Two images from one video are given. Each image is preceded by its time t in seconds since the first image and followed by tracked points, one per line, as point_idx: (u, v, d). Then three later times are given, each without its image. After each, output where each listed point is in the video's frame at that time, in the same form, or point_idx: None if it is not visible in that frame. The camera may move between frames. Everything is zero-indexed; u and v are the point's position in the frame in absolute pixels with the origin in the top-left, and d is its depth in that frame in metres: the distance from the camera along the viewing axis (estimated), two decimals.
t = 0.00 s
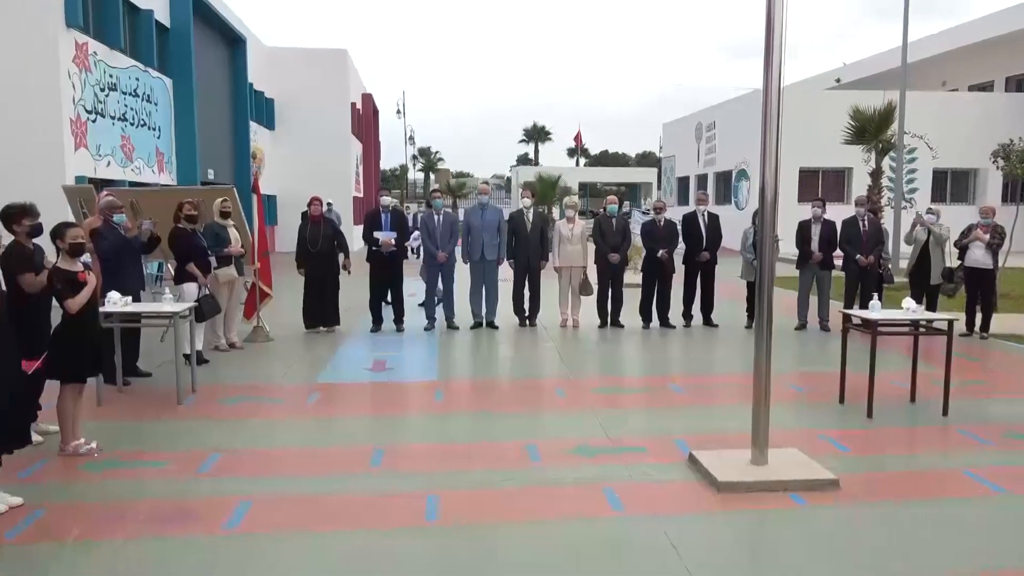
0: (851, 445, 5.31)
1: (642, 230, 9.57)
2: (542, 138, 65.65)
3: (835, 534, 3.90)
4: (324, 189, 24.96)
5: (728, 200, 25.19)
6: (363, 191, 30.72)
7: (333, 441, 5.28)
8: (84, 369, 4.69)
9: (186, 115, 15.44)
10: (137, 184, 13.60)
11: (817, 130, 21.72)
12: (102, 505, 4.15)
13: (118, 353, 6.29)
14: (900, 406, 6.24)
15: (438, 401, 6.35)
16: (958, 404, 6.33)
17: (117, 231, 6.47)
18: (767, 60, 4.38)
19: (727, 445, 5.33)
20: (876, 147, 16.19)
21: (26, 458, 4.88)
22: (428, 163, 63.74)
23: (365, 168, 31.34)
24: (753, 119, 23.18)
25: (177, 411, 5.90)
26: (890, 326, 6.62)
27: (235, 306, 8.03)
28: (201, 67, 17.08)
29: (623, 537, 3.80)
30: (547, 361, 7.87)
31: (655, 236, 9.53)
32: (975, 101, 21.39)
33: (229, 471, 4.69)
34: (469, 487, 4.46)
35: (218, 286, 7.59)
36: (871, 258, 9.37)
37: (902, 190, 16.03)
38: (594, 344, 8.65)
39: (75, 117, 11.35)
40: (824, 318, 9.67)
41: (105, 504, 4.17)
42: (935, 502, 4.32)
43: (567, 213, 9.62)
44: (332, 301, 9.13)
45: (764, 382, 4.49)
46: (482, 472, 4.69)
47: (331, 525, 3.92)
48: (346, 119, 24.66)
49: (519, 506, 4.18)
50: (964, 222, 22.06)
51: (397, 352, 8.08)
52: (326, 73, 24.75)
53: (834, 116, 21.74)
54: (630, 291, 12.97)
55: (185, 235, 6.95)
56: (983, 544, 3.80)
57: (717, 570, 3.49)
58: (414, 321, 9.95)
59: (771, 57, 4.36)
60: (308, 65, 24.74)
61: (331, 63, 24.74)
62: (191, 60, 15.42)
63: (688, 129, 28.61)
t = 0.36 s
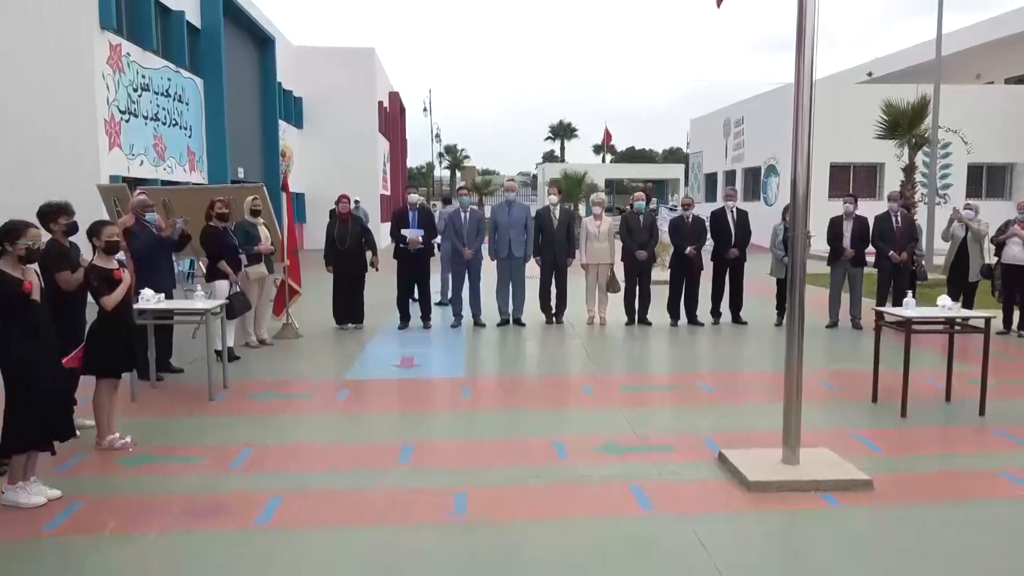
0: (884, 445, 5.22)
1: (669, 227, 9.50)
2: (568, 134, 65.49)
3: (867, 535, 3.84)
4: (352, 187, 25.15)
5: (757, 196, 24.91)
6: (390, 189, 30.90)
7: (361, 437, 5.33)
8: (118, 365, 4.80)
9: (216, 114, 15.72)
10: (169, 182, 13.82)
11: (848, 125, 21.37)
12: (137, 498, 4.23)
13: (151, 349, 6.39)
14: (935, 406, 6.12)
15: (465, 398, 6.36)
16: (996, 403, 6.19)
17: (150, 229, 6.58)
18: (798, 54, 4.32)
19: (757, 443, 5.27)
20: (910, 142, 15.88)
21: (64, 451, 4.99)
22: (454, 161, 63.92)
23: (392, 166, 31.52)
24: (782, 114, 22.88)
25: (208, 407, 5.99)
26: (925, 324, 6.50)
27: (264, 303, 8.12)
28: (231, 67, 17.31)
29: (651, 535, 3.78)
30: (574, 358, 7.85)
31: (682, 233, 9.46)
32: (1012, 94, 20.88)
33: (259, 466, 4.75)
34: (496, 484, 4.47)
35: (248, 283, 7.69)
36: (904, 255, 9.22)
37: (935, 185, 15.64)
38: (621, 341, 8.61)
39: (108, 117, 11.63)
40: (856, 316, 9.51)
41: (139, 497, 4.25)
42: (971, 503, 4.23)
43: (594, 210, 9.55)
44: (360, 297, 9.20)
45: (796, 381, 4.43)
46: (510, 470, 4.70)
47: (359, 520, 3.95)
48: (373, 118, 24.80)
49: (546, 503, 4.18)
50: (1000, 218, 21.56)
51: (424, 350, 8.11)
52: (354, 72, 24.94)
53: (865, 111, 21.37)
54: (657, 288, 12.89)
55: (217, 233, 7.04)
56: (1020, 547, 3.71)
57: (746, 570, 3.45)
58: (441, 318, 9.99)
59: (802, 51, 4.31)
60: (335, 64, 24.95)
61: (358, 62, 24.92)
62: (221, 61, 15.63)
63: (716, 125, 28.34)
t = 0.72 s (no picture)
0: (924, 444, 5.10)
1: (702, 222, 9.39)
2: (598, 130, 65.18)
3: (907, 535, 3.75)
4: (382, 185, 25.32)
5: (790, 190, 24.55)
6: (420, 186, 31.06)
7: (393, 433, 5.36)
8: (158, 361, 4.88)
9: (249, 113, 15.89)
10: (204, 181, 14.04)
11: (884, 117, 20.94)
12: (175, 491, 4.31)
13: (187, 345, 6.50)
14: (978, 405, 5.96)
15: (496, 395, 6.36)
16: None
17: (184, 229, 6.71)
18: (835, 46, 4.22)
19: (792, 442, 5.19)
20: (949, 134, 15.49)
21: (104, 445, 5.09)
22: (484, 158, 64.04)
23: (422, 164, 31.67)
24: (816, 107, 22.50)
25: (243, 402, 6.08)
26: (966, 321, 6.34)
27: (297, 300, 8.21)
28: (263, 67, 17.51)
29: (684, 533, 3.74)
30: (605, 354, 7.81)
31: (715, 228, 9.35)
32: None
33: (293, 461, 4.80)
34: (527, 481, 4.46)
35: (282, 280, 7.78)
36: (944, 249, 8.96)
37: (975, 181, 15.01)
38: (653, 338, 8.55)
39: (146, 117, 11.80)
40: (893, 312, 9.30)
41: (177, 490, 4.32)
42: (1016, 505, 4.11)
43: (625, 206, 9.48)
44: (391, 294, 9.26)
45: (833, 379, 4.35)
46: (541, 466, 4.69)
47: (392, 515, 3.97)
48: (403, 115, 24.92)
49: (578, 500, 4.17)
50: None
51: (455, 346, 8.13)
52: (384, 70, 25.08)
53: (903, 103, 20.91)
54: (689, 284, 12.78)
55: (250, 231, 7.12)
56: None
57: (781, 570, 3.40)
58: (471, 315, 10.01)
59: (839, 43, 4.21)
60: (366, 62, 25.12)
61: (388, 60, 25.05)
62: (254, 61, 15.81)
63: (748, 119, 27.97)
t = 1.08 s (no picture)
0: (954, 444, 5.02)
1: (727, 219, 9.31)
2: (621, 126, 64.91)
3: (938, 536, 3.69)
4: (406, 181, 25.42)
5: (817, 186, 24.26)
6: (443, 183, 31.13)
7: (416, 428, 5.38)
8: (186, 355, 4.95)
9: (275, 111, 16.03)
10: (230, 178, 14.20)
11: (913, 112, 20.60)
12: (202, 484, 4.37)
13: (214, 340, 6.59)
14: (1010, 405, 5.85)
15: (519, 391, 6.36)
16: None
17: (209, 225, 6.80)
18: (865, 40, 4.15)
19: (818, 440, 5.13)
20: (980, 129, 15.20)
21: (133, 438, 5.18)
22: (506, 154, 64.08)
23: (445, 160, 31.74)
24: (844, 102, 22.18)
25: (269, 396, 6.15)
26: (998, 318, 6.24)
27: (322, 295, 8.27)
28: (288, 65, 17.66)
29: (709, 532, 3.72)
30: (628, 351, 7.79)
31: (740, 225, 9.26)
32: None
33: (318, 455, 4.85)
34: (550, 477, 4.46)
35: (307, 276, 7.84)
36: (975, 246, 8.77)
37: (1008, 173, 14.52)
38: (677, 335, 8.51)
39: (174, 115, 11.95)
40: (922, 310, 9.16)
41: (205, 483, 4.38)
42: None
43: (648, 202, 9.43)
44: (415, 290, 9.30)
45: (861, 377, 4.30)
46: (565, 463, 4.69)
47: (415, 510, 4.00)
48: (427, 112, 24.99)
49: (602, 497, 4.16)
50: None
51: (478, 342, 8.15)
52: (408, 67, 25.18)
53: (933, 97, 20.55)
54: (713, 281, 12.67)
55: (276, 228, 7.19)
56: None
57: (809, 569, 3.36)
58: (494, 311, 10.01)
59: (869, 37, 4.14)
60: (390, 59, 25.23)
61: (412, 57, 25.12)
62: (280, 59, 15.94)
63: (774, 114, 27.67)
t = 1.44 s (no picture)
0: (987, 444, 4.93)
1: (753, 216, 9.22)
2: (645, 122, 64.53)
3: (970, 538, 3.62)
4: (430, 178, 25.51)
5: (845, 183, 23.92)
6: (467, 180, 31.21)
7: (440, 425, 5.40)
8: (215, 351, 5.01)
9: (300, 109, 16.16)
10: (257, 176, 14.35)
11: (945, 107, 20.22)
12: (231, 478, 4.42)
13: (242, 336, 6.66)
14: None
15: (543, 388, 6.36)
16: None
17: (235, 222, 6.88)
18: (897, 33, 4.08)
19: (846, 440, 5.07)
20: (1014, 123, 14.89)
21: (163, 432, 5.26)
22: (530, 151, 64.02)
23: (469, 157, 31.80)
24: (873, 97, 21.84)
25: (295, 392, 6.21)
26: None
27: (347, 292, 8.33)
28: (314, 63, 17.79)
29: (736, 532, 3.69)
30: (652, 349, 7.75)
31: (766, 222, 9.17)
32: None
33: (343, 450, 4.89)
34: (575, 474, 4.45)
35: (332, 273, 7.91)
36: (1008, 244, 8.60)
37: None
38: (702, 333, 8.46)
39: (202, 114, 12.09)
40: (953, 309, 9.01)
41: (233, 477, 4.44)
42: None
43: (673, 199, 9.36)
44: (439, 287, 9.32)
45: (891, 376, 4.23)
46: (589, 460, 4.68)
47: (440, 506, 4.02)
48: (451, 110, 25.05)
49: (627, 496, 4.14)
50: None
51: (502, 339, 8.15)
52: (432, 64, 25.24)
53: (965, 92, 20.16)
54: (739, 278, 12.57)
55: (302, 225, 7.26)
56: None
57: (838, 570, 3.33)
58: (518, 308, 10.02)
59: (901, 30, 4.07)
60: (414, 56, 25.30)
61: (435, 54, 25.17)
62: (306, 57, 16.06)
63: (801, 109, 27.33)
